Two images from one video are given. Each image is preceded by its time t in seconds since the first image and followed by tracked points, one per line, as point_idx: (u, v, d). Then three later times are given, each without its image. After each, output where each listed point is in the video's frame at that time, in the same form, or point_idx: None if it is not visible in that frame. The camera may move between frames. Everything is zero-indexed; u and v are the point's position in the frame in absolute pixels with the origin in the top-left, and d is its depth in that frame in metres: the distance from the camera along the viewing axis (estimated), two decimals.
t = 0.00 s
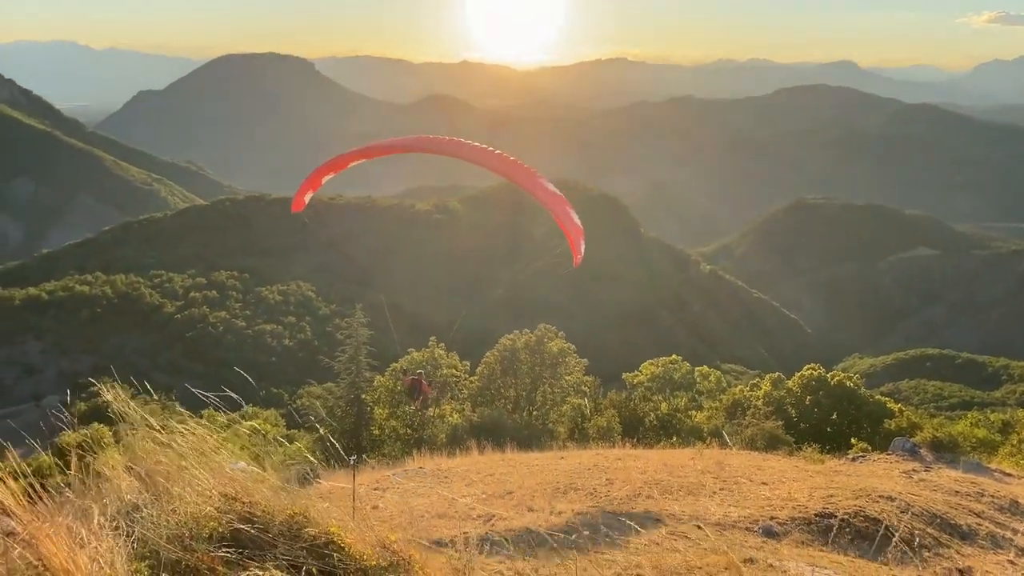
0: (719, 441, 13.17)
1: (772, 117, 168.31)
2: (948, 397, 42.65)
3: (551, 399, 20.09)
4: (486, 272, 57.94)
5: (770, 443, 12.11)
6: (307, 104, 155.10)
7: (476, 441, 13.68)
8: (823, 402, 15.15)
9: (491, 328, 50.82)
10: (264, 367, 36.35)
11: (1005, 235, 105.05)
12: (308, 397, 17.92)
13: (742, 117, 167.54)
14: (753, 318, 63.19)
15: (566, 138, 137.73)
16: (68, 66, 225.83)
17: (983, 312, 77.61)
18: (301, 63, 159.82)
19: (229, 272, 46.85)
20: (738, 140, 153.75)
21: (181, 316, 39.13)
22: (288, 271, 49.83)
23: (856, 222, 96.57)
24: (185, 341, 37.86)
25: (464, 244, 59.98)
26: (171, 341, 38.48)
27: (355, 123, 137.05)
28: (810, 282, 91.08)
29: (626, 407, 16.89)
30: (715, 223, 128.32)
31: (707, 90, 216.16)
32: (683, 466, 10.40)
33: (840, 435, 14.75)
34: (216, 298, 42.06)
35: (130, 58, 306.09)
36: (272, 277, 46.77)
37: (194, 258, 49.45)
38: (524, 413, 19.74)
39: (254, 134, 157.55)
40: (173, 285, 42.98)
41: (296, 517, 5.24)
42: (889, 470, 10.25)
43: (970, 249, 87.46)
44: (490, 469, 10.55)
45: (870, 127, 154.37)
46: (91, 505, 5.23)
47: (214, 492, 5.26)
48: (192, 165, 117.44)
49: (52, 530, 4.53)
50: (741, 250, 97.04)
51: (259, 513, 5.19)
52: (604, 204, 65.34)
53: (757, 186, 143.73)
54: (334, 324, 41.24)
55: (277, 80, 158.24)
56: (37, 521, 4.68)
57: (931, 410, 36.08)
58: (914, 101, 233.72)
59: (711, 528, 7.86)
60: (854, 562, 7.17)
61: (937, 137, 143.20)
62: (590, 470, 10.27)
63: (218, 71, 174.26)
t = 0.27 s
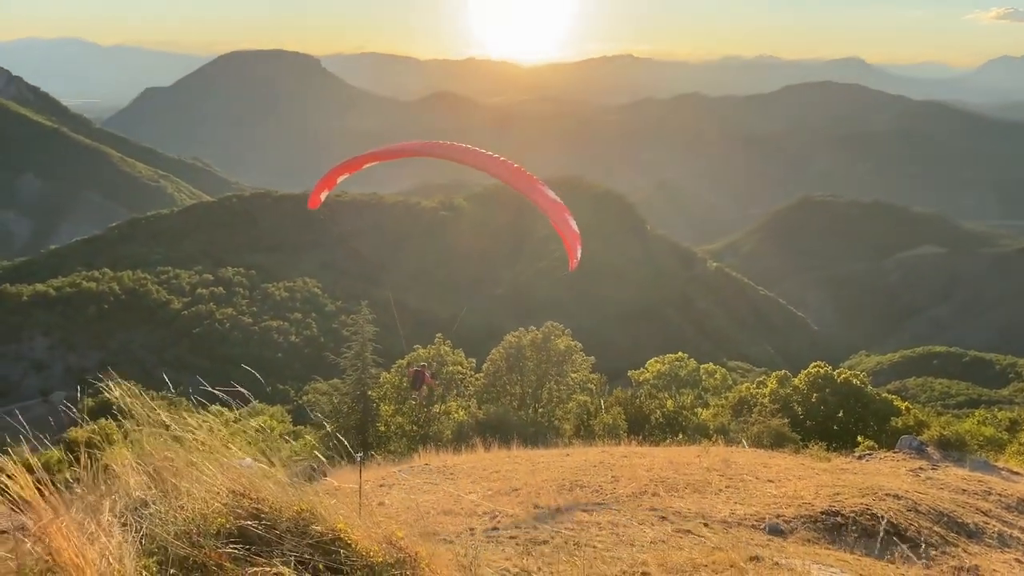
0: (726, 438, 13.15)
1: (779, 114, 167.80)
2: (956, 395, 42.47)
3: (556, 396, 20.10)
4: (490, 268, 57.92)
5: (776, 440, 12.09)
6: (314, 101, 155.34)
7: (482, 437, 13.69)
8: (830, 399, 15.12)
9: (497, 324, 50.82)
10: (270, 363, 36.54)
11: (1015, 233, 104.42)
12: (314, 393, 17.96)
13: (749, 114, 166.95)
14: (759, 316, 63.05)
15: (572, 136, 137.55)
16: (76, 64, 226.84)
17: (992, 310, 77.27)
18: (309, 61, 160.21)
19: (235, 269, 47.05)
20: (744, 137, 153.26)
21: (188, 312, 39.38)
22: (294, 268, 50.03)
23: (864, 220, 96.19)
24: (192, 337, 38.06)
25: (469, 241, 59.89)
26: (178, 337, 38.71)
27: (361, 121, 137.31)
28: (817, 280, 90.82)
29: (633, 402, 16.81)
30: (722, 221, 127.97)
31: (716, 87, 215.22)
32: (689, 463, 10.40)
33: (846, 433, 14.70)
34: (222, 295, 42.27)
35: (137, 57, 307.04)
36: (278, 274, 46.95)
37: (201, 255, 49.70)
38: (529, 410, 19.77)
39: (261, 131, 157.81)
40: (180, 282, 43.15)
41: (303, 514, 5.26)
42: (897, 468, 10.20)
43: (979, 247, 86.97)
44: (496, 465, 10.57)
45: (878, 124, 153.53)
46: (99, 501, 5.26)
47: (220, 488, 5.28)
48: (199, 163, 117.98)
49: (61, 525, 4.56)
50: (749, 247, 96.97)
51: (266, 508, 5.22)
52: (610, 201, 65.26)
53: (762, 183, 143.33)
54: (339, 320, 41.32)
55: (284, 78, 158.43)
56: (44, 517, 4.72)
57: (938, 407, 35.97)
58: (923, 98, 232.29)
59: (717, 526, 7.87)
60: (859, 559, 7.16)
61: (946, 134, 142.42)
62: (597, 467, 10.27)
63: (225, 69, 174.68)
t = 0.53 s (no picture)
0: (731, 437, 13.14)
1: (784, 112, 167.40)
2: (962, 394, 42.35)
3: (561, 394, 20.13)
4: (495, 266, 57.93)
5: (782, 439, 12.08)
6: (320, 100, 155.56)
7: (487, 435, 13.72)
8: (835, 398, 15.09)
9: (502, 322, 50.89)
10: (276, 361, 36.66)
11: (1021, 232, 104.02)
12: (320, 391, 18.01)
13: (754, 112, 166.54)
14: (765, 314, 62.97)
15: (577, 134, 137.54)
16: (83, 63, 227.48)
17: (998, 310, 76.99)
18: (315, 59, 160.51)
19: (241, 266, 47.16)
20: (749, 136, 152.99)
21: (194, 310, 39.50)
22: (300, 266, 50.14)
23: (870, 218, 95.86)
24: (198, 334, 38.17)
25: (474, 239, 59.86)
26: (184, 334, 38.85)
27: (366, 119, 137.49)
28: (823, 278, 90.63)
29: (638, 401, 16.81)
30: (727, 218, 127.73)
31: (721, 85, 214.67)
32: (694, 461, 10.40)
33: (852, 432, 14.67)
34: (228, 292, 42.41)
35: (144, 55, 308.34)
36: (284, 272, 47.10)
37: (207, 253, 49.88)
38: (534, 407, 19.79)
39: (267, 130, 158.18)
40: (186, 279, 43.30)
41: (309, 511, 5.27)
42: (902, 467, 10.18)
43: (986, 246, 86.67)
44: (500, 463, 10.57)
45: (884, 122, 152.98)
46: (104, 499, 5.25)
47: (226, 485, 5.28)
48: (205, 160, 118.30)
49: (68, 521, 4.58)
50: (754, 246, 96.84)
51: (272, 507, 5.22)
52: (615, 200, 65.30)
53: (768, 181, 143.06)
54: (345, 318, 41.39)
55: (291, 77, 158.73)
56: (54, 511, 4.75)
57: (944, 407, 35.90)
58: (930, 96, 231.33)
59: (723, 524, 7.86)
60: (865, 558, 7.14)
61: (953, 132, 141.80)
62: (601, 465, 10.28)
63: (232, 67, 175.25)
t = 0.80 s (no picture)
0: (736, 436, 13.13)
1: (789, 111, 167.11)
2: (968, 394, 42.23)
3: (567, 394, 20.14)
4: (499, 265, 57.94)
5: (787, 439, 12.06)
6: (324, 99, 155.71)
7: (492, 434, 13.73)
8: (841, 398, 15.06)
9: (507, 321, 50.90)
10: (281, 360, 36.72)
11: None
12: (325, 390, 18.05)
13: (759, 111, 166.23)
14: (770, 314, 62.90)
15: (581, 133, 137.57)
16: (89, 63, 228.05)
17: (1004, 310, 76.79)
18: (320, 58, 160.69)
19: (246, 265, 47.27)
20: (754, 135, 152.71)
21: (200, 309, 39.60)
22: (305, 265, 50.23)
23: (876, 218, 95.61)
24: (204, 333, 38.24)
25: (479, 237, 59.86)
26: (190, 333, 38.92)
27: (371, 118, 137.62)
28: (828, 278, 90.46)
29: (643, 400, 16.79)
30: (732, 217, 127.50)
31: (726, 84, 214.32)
32: (698, 462, 10.40)
33: (858, 432, 14.64)
34: (234, 291, 42.52)
35: (148, 56, 309.48)
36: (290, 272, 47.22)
37: (213, 252, 49.99)
38: (539, 407, 19.77)
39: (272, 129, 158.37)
40: (192, 278, 43.41)
41: (314, 511, 5.27)
42: (907, 468, 10.17)
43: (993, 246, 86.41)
44: (504, 462, 10.58)
45: (890, 122, 152.63)
46: (111, 497, 5.25)
47: (232, 484, 5.31)
48: (210, 159, 118.45)
49: (75, 519, 4.59)
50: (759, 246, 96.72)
51: (277, 506, 5.22)
52: (619, 199, 65.34)
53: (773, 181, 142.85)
54: (350, 317, 41.45)
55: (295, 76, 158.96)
56: (60, 511, 4.76)
57: (951, 407, 35.80)
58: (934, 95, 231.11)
59: (728, 524, 7.86)
60: (871, 559, 7.13)
61: (960, 132, 141.33)
62: (605, 465, 10.28)
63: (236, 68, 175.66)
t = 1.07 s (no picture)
0: (741, 437, 13.11)
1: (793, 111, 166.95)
2: (975, 395, 42.13)
3: (572, 394, 20.16)
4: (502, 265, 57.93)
5: (792, 440, 12.05)
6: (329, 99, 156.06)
7: (497, 434, 13.76)
8: (847, 399, 15.03)
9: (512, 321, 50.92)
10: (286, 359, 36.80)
11: None
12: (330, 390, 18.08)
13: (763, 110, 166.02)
14: (774, 314, 62.84)
15: (585, 133, 137.60)
16: (94, 63, 228.70)
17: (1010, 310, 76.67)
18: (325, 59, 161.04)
19: (251, 265, 47.39)
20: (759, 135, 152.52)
21: (205, 309, 39.74)
22: (310, 265, 50.33)
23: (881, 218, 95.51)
24: (209, 333, 38.34)
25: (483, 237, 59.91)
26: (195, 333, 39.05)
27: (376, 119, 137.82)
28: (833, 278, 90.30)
29: (648, 401, 16.78)
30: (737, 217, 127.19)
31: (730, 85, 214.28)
32: (703, 463, 10.38)
33: (863, 433, 14.61)
34: (238, 291, 42.65)
35: (153, 56, 310.28)
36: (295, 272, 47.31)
37: (218, 252, 50.10)
38: (544, 407, 19.79)
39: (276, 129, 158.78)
40: (197, 278, 43.55)
41: (319, 511, 5.26)
42: (912, 469, 10.13)
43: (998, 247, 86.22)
44: (508, 463, 10.58)
45: (895, 122, 152.46)
46: (116, 498, 5.26)
47: (236, 484, 5.30)
48: (215, 159, 118.67)
49: (81, 520, 4.60)
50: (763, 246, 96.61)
51: (281, 506, 5.21)
52: (623, 200, 65.38)
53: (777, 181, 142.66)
54: (355, 317, 41.52)
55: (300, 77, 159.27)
56: (64, 511, 4.75)
57: (957, 408, 35.76)
58: (939, 95, 230.48)
59: (732, 525, 7.84)
60: (877, 560, 7.11)
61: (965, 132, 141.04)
62: (609, 465, 10.26)
63: (241, 68, 176.24)
